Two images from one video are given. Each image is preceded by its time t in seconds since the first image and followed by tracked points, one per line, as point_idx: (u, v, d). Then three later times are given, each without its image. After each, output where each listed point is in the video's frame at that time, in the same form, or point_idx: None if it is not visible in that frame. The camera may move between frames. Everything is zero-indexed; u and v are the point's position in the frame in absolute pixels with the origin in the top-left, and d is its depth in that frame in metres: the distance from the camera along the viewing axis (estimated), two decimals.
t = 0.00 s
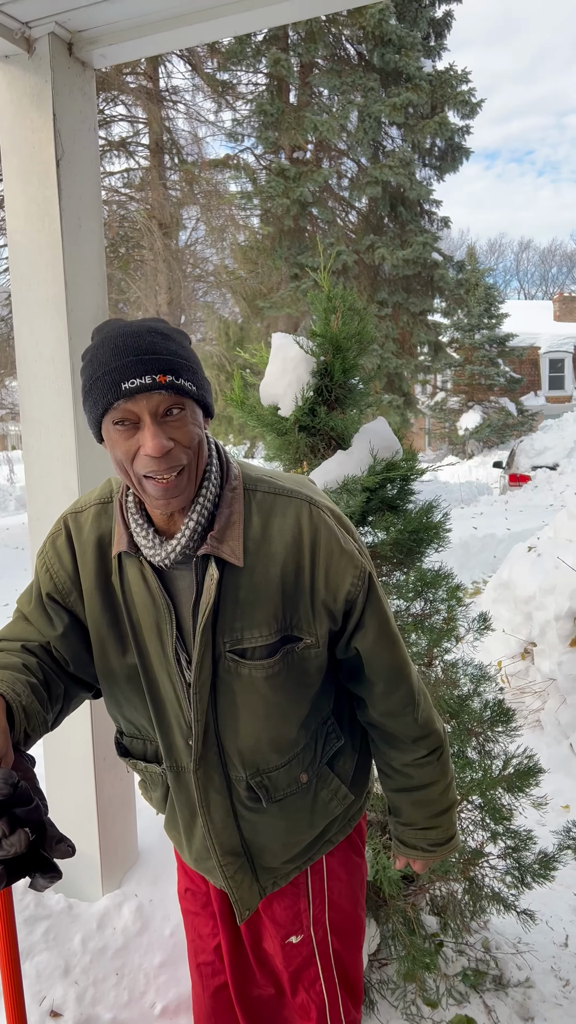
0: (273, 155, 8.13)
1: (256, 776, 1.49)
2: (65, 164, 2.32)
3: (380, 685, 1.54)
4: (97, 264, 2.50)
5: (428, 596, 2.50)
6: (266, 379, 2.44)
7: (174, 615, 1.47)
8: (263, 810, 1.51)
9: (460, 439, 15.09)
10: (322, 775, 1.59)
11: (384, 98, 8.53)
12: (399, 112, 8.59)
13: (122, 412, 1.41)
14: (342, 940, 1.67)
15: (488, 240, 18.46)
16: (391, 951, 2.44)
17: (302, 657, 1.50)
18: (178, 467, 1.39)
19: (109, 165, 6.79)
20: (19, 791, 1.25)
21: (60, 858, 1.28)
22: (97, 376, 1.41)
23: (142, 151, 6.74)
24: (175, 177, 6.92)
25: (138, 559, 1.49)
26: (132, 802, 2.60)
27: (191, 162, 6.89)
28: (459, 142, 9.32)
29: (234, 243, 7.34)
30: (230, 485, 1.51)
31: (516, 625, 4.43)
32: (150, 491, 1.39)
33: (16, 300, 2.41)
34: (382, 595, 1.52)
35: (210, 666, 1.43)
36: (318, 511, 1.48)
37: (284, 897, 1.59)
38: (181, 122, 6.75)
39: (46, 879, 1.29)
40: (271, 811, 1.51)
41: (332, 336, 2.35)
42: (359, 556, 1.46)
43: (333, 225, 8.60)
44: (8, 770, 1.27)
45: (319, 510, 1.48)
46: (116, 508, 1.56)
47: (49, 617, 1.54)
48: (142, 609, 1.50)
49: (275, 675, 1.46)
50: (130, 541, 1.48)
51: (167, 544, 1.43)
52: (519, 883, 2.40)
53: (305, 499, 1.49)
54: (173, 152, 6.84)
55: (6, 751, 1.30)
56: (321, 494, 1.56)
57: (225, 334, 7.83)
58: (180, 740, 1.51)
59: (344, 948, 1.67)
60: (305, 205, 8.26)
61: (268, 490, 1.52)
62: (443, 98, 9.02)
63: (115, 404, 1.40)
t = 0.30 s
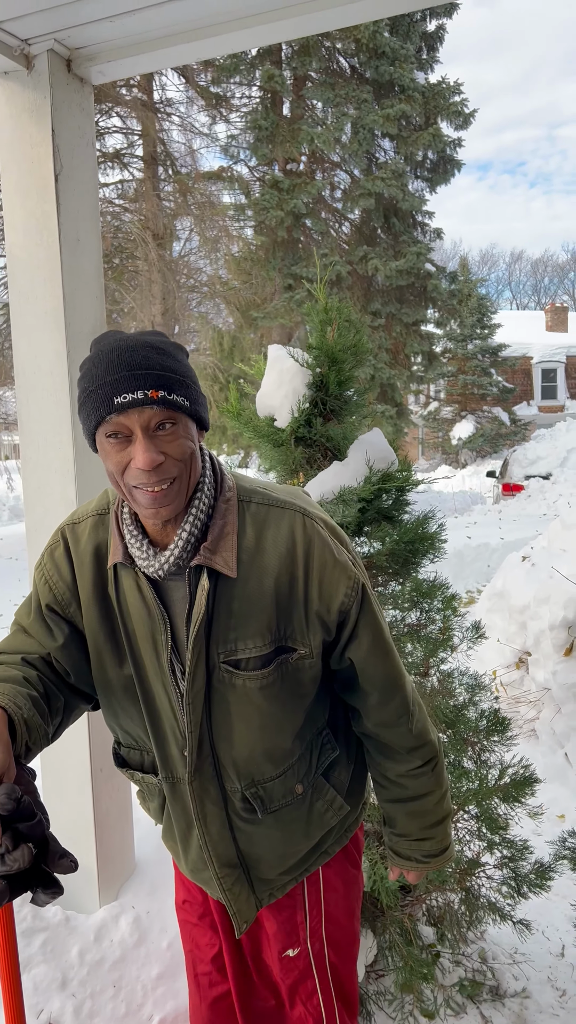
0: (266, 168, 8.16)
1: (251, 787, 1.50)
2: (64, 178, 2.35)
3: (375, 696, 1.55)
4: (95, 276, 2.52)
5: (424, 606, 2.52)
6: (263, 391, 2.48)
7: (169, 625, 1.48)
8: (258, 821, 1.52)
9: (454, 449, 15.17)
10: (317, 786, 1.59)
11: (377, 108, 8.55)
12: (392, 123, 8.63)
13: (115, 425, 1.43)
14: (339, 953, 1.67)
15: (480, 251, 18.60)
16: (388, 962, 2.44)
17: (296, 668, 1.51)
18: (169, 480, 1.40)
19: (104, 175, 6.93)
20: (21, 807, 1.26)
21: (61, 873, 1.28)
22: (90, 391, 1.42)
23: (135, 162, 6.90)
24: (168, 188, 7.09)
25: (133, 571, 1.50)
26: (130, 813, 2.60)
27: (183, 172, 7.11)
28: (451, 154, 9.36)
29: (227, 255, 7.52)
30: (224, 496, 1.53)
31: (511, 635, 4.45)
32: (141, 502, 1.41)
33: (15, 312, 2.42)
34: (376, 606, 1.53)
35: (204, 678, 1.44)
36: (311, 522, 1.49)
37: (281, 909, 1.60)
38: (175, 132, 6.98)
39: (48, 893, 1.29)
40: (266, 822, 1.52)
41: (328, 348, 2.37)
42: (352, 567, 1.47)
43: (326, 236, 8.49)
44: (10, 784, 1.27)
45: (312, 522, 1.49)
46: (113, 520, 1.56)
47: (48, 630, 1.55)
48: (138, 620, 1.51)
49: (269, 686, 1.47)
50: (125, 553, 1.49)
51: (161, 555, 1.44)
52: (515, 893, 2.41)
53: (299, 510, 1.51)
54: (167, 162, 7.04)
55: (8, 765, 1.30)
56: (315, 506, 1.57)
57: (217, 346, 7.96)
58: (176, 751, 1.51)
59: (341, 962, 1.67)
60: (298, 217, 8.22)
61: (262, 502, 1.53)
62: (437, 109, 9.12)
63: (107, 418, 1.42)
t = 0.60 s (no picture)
0: (259, 178, 8.21)
1: (246, 800, 1.51)
2: (62, 189, 2.36)
3: (370, 709, 1.55)
4: (93, 287, 2.53)
5: (419, 615, 2.53)
6: (260, 401, 2.49)
7: (164, 637, 1.48)
8: (254, 834, 1.52)
9: (446, 458, 15.25)
10: (313, 798, 1.59)
11: (369, 121, 8.65)
12: (383, 135, 8.67)
13: (108, 435, 1.43)
14: (338, 966, 1.67)
15: (471, 261, 18.77)
16: (386, 973, 2.44)
17: (291, 680, 1.52)
18: (161, 491, 1.41)
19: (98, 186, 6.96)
20: (20, 814, 1.25)
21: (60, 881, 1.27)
22: (83, 402, 1.43)
23: (129, 173, 6.92)
24: (162, 198, 7.12)
25: (128, 582, 1.50)
26: (126, 824, 2.59)
27: (176, 182, 7.16)
28: (444, 165, 9.45)
29: (221, 264, 7.52)
30: (218, 508, 1.53)
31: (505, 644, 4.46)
32: (134, 513, 1.42)
33: (13, 323, 2.42)
34: (370, 618, 1.53)
35: (198, 691, 1.44)
36: (305, 535, 1.50)
37: (279, 922, 1.60)
38: (170, 143, 7.06)
39: (46, 903, 1.28)
40: (262, 834, 1.52)
41: (324, 358, 2.39)
42: (345, 580, 1.48)
43: (319, 247, 8.59)
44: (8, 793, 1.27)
45: (306, 534, 1.50)
46: (108, 532, 1.57)
47: (46, 641, 1.55)
48: (133, 633, 1.51)
49: (263, 699, 1.48)
50: (119, 565, 1.50)
51: (154, 567, 1.45)
52: (512, 902, 2.41)
53: (293, 523, 1.51)
54: (160, 172, 7.11)
55: (7, 774, 1.30)
56: (310, 518, 1.58)
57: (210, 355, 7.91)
58: (171, 764, 1.51)
59: (340, 975, 1.67)
60: (292, 228, 8.32)
61: (256, 515, 1.54)
62: (428, 121, 9.22)
63: (100, 428, 1.43)
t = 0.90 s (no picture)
0: (255, 187, 8.26)
1: (246, 810, 1.51)
2: (62, 197, 2.37)
3: (371, 719, 1.55)
4: (92, 295, 2.54)
5: (418, 622, 2.54)
6: (258, 409, 2.49)
7: (163, 646, 1.48)
8: (253, 844, 1.51)
9: (441, 465, 15.30)
10: (313, 809, 1.59)
11: (363, 130, 8.71)
12: (378, 144, 8.73)
13: (104, 441, 1.45)
14: (337, 977, 1.67)
15: (466, 269, 18.87)
16: (385, 981, 2.43)
17: (291, 691, 1.52)
18: (155, 498, 1.41)
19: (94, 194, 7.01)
20: (18, 825, 1.24)
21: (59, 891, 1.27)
22: (82, 406, 1.44)
23: (124, 181, 6.98)
24: (157, 205, 7.18)
25: (127, 591, 1.50)
26: (125, 833, 2.58)
27: (172, 190, 7.19)
28: (439, 173, 9.51)
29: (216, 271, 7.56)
30: (217, 517, 1.54)
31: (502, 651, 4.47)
32: (128, 519, 1.41)
33: (13, 332, 2.43)
34: (370, 628, 1.54)
35: (197, 702, 1.44)
36: (305, 544, 1.50)
37: (278, 933, 1.60)
38: (165, 151, 7.10)
39: (46, 914, 1.27)
40: (262, 845, 1.52)
41: (322, 366, 2.40)
42: (345, 589, 1.48)
43: (315, 255, 8.64)
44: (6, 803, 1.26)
45: (307, 544, 1.50)
46: (107, 541, 1.57)
47: (44, 650, 1.55)
48: (132, 642, 1.51)
49: (262, 709, 1.48)
50: (118, 574, 1.50)
51: (152, 576, 1.45)
52: (511, 910, 2.41)
53: (293, 533, 1.52)
54: (155, 180, 7.12)
55: (5, 783, 1.29)
56: (310, 528, 1.58)
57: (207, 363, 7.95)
58: (169, 774, 1.51)
59: (338, 985, 1.67)
60: (287, 237, 8.38)
61: (256, 524, 1.54)
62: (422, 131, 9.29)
63: (96, 433, 1.44)
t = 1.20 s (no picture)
0: (252, 192, 8.30)
1: (243, 817, 1.50)
2: (61, 200, 2.37)
3: (369, 725, 1.54)
4: (91, 300, 2.54)
5: (417, 627, 2.54)
6: (256, 413, 2.48)
7: (160, 651, 1.47)
8: (250, 852, 1.50)
9: (438, 471, 15.32)
10: (311, 815, 1.58)
11: (359, 138, 8.74)
12: (373, 153, 8.70)
13: (102, 445, 1.44)
14: (335, 983, 1.66)
15: (462, 276, 18.96)
16: (384, 989, 2.42)
17: (289, 696, 1.51)
18: (154, 504, 1.40)
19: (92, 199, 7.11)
20: (16, 832, 1.23)
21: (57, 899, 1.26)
22: (79, 410, 1.44)
23: (122, 187, 7.10)
24: (154, 211, 7.25)
25: (124, 596, 1.49)
26: (123, 840, 2.57)
27: (169, 195, 7.26)
28: (435, 180, 9.55)
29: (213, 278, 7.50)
30: (216, 521, 1.53)
31: (500, 656, 4.47)
32: (126, 525, 1.41)
33: (11, 335, 2.43)
34: (369, 634, 1.53)
35: (195, 707, 1.44)
36: (304, 549, 1.50)
37: (276, 940, 1.59)
38: (163, 157, 7.17)
39: (44, 921, 1.26)
40: (259, 853, 1.51)
41: (320, 370, 2.40)
42: (344, 594, 1.48)
43: (311, 261, 8.57)
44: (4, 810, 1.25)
45: (306, 548, 1.50)
46: (104, 544, 1.56)
47: (41, 655, 1.54)
48: (129, 647, 1.50)
49: (260, 715, 1.47)
50: (115, 578, 1.49)
51: (150, 581, 1.44)
52: (510, 916, 2.40)
53: (292, 537, 1.51)
54: (152, 186, 7.21)
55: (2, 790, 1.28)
56: (310, 532, 1.58)
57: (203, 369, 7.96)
58: (166, 781, 1.50)
59: (337, 992, 1.66)
60: (283, 242, 8.32)
61: (255, 528, 1.54)
62: (418, 138, 9.34)
63: (94, 437, 1.43)
